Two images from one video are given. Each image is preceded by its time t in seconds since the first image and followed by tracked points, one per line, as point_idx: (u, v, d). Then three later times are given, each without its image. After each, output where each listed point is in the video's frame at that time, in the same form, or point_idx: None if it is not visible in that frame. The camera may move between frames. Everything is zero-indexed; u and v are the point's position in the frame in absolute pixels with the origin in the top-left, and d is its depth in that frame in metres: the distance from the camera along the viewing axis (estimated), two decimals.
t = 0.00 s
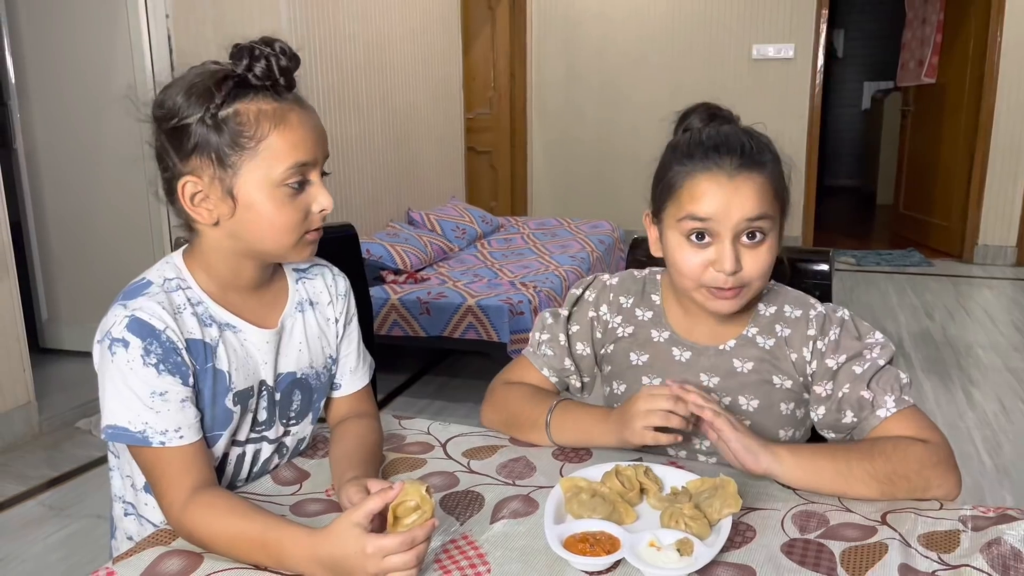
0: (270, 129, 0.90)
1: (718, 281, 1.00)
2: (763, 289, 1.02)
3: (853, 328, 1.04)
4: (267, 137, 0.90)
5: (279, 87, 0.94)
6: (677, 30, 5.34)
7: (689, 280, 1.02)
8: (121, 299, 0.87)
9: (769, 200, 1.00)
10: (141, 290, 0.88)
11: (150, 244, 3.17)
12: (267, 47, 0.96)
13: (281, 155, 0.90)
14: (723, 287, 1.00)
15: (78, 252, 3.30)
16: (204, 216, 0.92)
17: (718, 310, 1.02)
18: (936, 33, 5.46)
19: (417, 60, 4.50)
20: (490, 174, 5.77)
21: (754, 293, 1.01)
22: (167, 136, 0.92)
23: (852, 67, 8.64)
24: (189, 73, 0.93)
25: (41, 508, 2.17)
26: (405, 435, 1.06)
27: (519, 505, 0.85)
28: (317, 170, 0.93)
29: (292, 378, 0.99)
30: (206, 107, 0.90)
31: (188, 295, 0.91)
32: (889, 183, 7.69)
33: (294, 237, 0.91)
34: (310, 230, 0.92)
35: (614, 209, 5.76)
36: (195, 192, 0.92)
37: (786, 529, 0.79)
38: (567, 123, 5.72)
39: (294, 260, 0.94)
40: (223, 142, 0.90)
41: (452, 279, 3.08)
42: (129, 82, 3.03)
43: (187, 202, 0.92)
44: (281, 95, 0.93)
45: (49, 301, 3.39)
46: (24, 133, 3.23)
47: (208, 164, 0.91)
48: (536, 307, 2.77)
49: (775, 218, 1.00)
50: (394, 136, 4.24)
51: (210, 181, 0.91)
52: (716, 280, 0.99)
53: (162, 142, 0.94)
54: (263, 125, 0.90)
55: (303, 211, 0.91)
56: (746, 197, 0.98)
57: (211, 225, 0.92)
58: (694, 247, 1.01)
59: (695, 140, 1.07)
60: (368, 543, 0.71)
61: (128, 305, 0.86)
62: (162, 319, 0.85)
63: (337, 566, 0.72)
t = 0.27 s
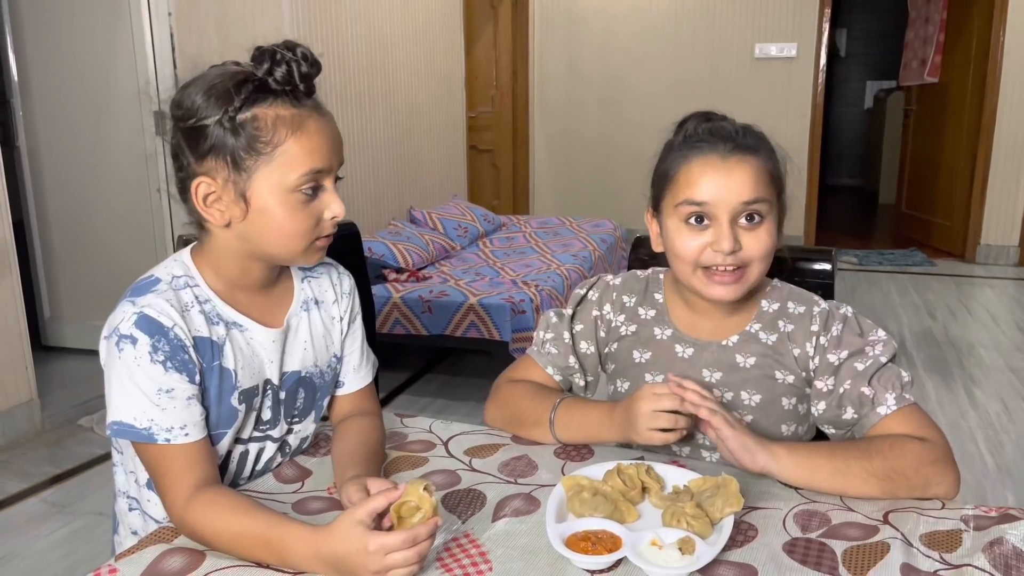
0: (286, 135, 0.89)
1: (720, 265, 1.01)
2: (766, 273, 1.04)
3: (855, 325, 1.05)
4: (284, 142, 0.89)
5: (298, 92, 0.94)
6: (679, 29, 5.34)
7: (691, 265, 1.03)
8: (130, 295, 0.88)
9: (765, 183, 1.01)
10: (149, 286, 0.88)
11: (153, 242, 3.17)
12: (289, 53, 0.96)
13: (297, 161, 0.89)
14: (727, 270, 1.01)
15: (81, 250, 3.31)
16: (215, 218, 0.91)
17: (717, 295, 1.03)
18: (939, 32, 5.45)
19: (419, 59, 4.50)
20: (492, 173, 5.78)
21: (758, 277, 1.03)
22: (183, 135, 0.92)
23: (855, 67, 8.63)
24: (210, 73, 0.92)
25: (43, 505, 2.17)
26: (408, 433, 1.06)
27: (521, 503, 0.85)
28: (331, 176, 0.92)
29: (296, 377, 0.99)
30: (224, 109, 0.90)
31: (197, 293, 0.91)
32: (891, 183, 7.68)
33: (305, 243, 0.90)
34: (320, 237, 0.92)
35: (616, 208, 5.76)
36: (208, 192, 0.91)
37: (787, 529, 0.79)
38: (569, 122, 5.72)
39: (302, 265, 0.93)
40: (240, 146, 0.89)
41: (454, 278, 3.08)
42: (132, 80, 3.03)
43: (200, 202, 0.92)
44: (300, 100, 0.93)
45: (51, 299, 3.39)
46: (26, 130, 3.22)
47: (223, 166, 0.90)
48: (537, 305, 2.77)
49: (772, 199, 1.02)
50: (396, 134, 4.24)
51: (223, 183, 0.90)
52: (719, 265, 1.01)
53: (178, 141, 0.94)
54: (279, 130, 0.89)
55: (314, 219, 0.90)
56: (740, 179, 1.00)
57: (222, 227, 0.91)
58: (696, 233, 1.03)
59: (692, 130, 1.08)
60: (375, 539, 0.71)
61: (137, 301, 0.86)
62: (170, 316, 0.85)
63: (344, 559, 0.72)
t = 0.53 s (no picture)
0: (315, 143, 0.87)
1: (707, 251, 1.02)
2: (756, 263, 1.04)
3: (857, 320, 1.05)
4: (311, 149, 0.87)
5: (340, 107, 0.92)
6: (680, 27, 5.33)
7: (681, 253, 1.04)
8: (153, 288, 0.87)
9: (749, 170, 1.02)
10: (174, 281, 0.88)
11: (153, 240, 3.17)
12: (340, 68, 0.95)
13: (322, 168, 0.87)
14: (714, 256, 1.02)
15: (81, 248, 3.30)
16: (237, 210, 0.91)
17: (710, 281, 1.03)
18: (940, 30, 5.44)
19: (419, 56, 4.50)
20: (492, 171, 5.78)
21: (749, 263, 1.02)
22: (224, 126, 0.93)
23: (855, 66, 8.62)
24: (265, 71, 0.93)
25: (43, 503, 2.17)
26: (408, 431, 1.06)
27: (522, 502, 0.85)
28: (356, 192, 0.89)
29: (307, 376, 1.00)
30: (264, 107, 0.90)
31: (217, 289, 0.91)
32: (891, 182, 7.67)
33: (317, 251, 0.88)
34: (332, 248, 0.89)
35: (617, 206, 5.76)
36: (233, 183, 0.90)
37: (788, 528, 0.79)
38: (569, 120, 5.72)
39: (312, 271, 0.91)
40: (272, 146, 0.88)
41: (455, 276, 3.08)
42: (132, 78, 3.03)
43: (223, 192, 0.91)
44: (340, 113, 0.91)
45: (52, 297, 3.39)
46: (26, 128, 3.22)
47: (250, 161, 0.89)
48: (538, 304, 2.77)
49: (759, 188, 1.02)
50: (396, 132, 4.24)
51: (249, 178, 0.89)
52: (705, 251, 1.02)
53: (219, 130, 0.94)
54: (310, 136, 0.88)
55: (331, 228, 0.88)
56: (724, 166, 1.02)
57: (242, 219, 0.91)
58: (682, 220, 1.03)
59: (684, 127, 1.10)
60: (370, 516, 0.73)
61: (162, 295, 0.86)
62: (194, 313, 0.86)
63: (347, 538, 0.73)
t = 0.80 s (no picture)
0: (374, 160, 0.86)
1: (708, 255, 1.02)
2: (757, 267, 1.04)
3: (855, 317, 1.05)
4: (369, 166, 0.86)
5: (403, 130, 0.90)
6: (680, 25, 5.32)
7: (683, 256, 1.04)
8: (205, 269, 0.87)
9: (752, 174, 1.01)
10: (226, 264, 0.88)
11: (152, 239, 3.17)
12: (408, 90, 0.93)
13: (376, 186, 0.86)
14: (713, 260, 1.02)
15: (80, 245, 3.30)
16: (288, 214, 0.90)
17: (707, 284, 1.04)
18: (940, 28, 5.43)
19: (418, 54, 4.49)
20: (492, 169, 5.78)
21: (750, 267, 1.02)
22: (288, 131, 0.91)
23: (855, 63, 8.62)
24: (333, 85, 0.91)
25: (42, 501, 2.17)
26: (405, 432, 1.06)
27: (519, 503, 0.85)
28: (405, 212, 0.88)
29: (330, 375, 1.01)
30: (329, 120, 0.88)
31: (266, 281, 0.90)
32: (891, 180, 7.67)
33: (360, 265, 0.88)
34: (374, 263, 0.89)
35: (616, 205, 5.76)
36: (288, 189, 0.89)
37: (786, 528, 0.79)
38: (569, 118, 5.71)
39: (351, 282, 0.91)
40: (331, 158, 0.86)
41: (454, 274, 3.08)
42: (131, 76, 3.02)
43: (278, 195, 0.89)
44: (402, 136, 0.89)
45: (51, 294, 3.39)
46: (25, 126, 3.22)
47: (309, 169, 0.88)
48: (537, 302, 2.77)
49: (762, 193, 1.02)
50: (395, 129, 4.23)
51: (305, 185, 0.88)
52: (707, 255, 1.02)
53: (281, 135, 0.93)
54: (371, 154, 0.86)
55: (376, 244, 0.88)
56: (729, 169, 1.01)
57: (292, 223, 0.90)
58: (683, 222, 1.03)
59: (690, 125, 1.09)
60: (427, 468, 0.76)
61: (218, 276, 0.85)
62: (249, 295, 0.86)
63: (415, 492, 0.76)
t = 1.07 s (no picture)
0: (414, 163, 0.88)
1: (715, 252, 1.02)
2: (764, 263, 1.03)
3: (858, 312, 1.05)
4: (408, 170, 0.88)
5: (442, 135, 0.93)
6: (680, 22, 5.32)
7: (686, 252, 1.04)
8: (262, 258, 0.91)
9: (760, 170, 1.01)
10: (282, 254, 0.92)
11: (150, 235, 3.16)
12: (450, 95, 0.96)
13: (414, 189, 0.88)
14: (721, 257, 1.02)
15: (79, 242, 3.30)
16: (327, 213, 0.93)
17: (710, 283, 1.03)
18: (940, 25, 5.43)
19: (418, 51, 4.48)
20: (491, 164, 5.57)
21: (757, 263, 1.02)
22: (330, 132, 0.94)
23: (855, 60, 8.61)
24: (375, 89, 0.94)
25: (41, 498, 2.17)
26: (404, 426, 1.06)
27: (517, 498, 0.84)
28: (441, 216, 0.91)
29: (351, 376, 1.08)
30: (371, 122, 0.90)
31: (313, 275, 0.94)
32: (891, 177, 7.67)
33: (395, 266, 0.91)
34: (409, 266, 0.92)
35: (615, 201, 5.75)
36: (328, 189, 0.92)
37: (786, 522, 0.79)
38: (568, 115, 5.71)
39: (384, 283, 0.95)
40: (372, 160, 0.89)
41: (453, 271, 3.07)
42: (129, 73, 3.02)
43: (318, 195, 0.93)
44: (442, 141, 0.92)
45: (49, 291, 3.38)
46: (24, 124, 3.21)
47: (349, 169, 0.91)
48: (536, 299, 2.77)
49: (769, 189, 1.01)
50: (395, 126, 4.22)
51: (344, 186, 0.91)
52: (714, 252, 1.02)
53: (324, 135, 0.96)
54: (410, 157, 0.88)
55: (412, 247, 0.91)
56: (737, 164, 1.01)
57: (331, 222, 0.94)
58: (689, 216, 1.03)
59: (694, 118, 1.08)
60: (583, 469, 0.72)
61: (281, 262, 0.90)
62: (312, 279, 0.92)
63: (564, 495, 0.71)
